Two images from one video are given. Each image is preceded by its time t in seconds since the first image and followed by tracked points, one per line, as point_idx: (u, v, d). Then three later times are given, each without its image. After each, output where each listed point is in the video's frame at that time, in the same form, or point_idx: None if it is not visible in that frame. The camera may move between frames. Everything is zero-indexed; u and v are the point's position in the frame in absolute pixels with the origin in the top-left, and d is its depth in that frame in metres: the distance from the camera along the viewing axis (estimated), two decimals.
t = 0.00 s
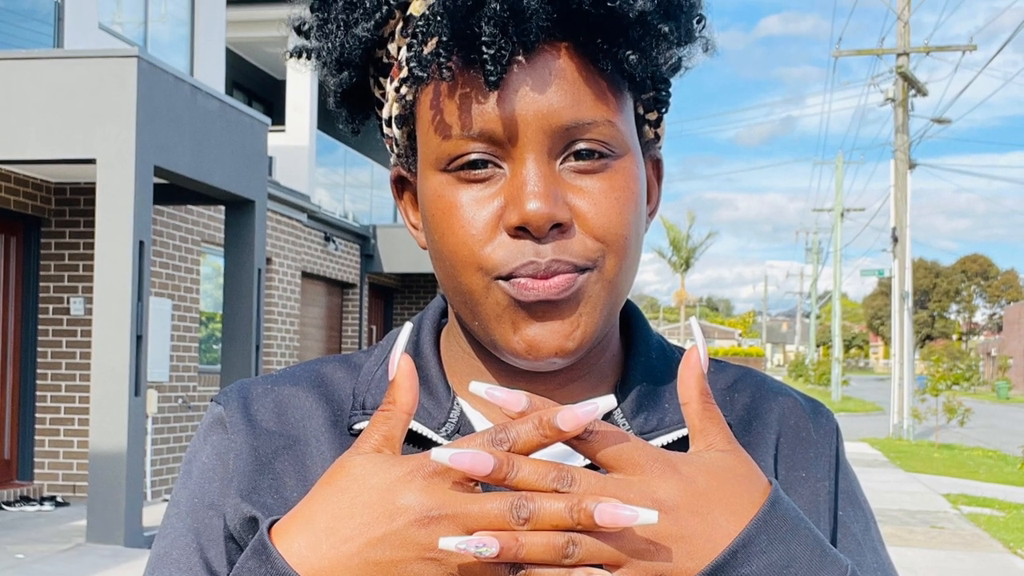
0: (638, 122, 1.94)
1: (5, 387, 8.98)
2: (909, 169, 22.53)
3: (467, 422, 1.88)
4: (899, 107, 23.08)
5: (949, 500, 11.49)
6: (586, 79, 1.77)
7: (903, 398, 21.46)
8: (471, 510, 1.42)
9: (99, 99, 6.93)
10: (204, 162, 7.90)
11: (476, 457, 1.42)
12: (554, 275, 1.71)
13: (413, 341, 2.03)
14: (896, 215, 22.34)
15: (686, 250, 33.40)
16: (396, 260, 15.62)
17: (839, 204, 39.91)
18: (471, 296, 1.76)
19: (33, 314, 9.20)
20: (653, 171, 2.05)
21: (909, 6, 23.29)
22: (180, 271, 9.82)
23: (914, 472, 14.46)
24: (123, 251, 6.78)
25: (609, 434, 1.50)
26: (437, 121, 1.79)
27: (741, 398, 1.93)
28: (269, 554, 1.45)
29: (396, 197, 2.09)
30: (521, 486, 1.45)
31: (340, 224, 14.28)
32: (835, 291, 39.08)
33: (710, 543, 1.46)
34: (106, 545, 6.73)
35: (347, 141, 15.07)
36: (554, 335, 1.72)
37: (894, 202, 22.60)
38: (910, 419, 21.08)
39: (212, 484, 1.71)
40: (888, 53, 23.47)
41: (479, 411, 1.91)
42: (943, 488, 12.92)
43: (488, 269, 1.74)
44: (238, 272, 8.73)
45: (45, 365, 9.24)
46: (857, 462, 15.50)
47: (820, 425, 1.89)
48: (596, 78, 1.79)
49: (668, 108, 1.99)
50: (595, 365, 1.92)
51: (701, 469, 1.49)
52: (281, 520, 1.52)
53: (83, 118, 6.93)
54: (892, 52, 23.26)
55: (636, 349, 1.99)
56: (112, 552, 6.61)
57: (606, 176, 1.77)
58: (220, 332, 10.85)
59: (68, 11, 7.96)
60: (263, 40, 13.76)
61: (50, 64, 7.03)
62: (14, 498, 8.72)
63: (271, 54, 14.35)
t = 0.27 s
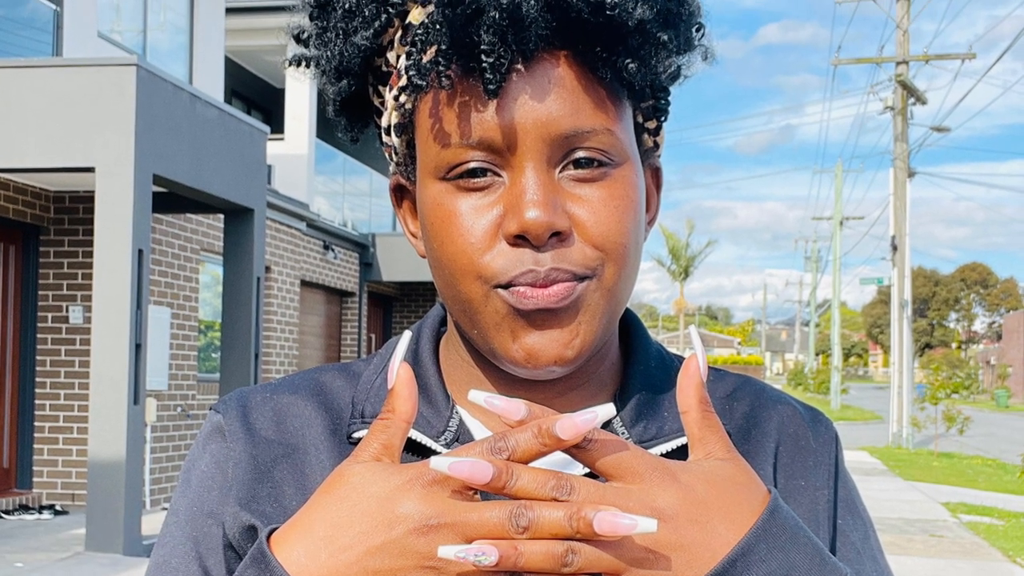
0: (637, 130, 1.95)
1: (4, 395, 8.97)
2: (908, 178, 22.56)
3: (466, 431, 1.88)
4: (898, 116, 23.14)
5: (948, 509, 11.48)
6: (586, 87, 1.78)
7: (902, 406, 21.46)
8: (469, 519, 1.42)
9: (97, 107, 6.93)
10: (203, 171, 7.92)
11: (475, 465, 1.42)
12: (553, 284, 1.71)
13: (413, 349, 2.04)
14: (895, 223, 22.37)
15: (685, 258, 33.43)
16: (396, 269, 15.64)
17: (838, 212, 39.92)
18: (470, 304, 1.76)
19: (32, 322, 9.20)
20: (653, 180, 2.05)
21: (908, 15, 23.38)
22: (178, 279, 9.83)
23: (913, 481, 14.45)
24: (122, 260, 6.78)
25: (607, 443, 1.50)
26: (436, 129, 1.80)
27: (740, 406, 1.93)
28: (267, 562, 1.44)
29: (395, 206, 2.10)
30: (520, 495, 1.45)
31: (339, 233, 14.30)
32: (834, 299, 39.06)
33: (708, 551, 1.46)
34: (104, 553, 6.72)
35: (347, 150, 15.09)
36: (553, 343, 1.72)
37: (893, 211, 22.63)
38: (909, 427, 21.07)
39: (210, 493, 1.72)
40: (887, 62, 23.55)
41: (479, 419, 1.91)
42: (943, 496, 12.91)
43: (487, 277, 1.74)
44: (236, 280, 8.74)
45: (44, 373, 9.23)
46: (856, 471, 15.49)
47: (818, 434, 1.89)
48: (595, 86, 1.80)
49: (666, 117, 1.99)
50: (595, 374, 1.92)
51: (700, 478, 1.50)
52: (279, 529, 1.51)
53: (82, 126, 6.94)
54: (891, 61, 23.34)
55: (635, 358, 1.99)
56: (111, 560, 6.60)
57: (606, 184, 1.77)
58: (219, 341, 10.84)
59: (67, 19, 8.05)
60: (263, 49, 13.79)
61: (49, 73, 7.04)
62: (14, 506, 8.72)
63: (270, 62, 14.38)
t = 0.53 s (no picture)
0: (636, 139, 1.95)
1: (3, 404, 8.96)
2: (907, 186, 22.58)
3: (465, 439, 1.88)
4: (898, 124, 23.19)
5: (947, 517, 11.46)
6: (584, 96, 1.79)
7: (902, 414, 21.43)
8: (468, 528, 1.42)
9: (96, 116, 6.94)
10: (202, 180, 7.93)
11: (475, 474, 1.42)
12: (552, 292, 1.72)
13: (412, 357, 2.04)
14: (894, 232, 22.39)
15: (685, 267, 33.45)
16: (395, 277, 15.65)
17: (837, 221, 39.94)
18: (469, 312, 1.77)
19: (31, 331, 9.20)
20: (652, 188, 2.06)
21: (907, 24, 23.45)
22: (177, 288, 9.83)
23: (912, 489, 14.43)
24: (121, 268, 6.78)
25: (607, 452, 1.49)
26: (435, 137, 1.80)
27: (740, 414, 1.94)
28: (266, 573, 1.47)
29: (394, 214, 2.10)
30: (519, 503, 1.44)
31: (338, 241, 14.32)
32: (834, 307, 39.00)
33: (708, 559, 1.46)
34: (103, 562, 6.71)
35: (346, 158, 15.11)
36: (552, 351, 1.73)
37: (892, 219, 22.65)
38: (908, 435, 21.04)
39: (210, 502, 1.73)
40: (886, 70, 23.60)
41: (477, 428, 1.91)
42: (942, 505, 12.89)
43: (486, 286, 1.74)
44: (236, 289, 8.75)
45: (43, 382, 9.23)
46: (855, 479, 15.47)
47: (818, 442, 1.89)
48: (594, 94, 1.80)
49: (665, 125, 2.00)
50: (594, 382, 1.92)
51: (700, 487, 1.50)
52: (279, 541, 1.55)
53: (81, 134, 6.94)
54: (891, 69, 23.40)
55: (634, 366, 2.00)
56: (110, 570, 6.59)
57: (605, 193, 1.78)
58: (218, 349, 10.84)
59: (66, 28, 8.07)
60: (262, 58, 13.82)
61: (48, 81, 7.05)
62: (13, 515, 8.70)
63: (269, 71, 14.41)
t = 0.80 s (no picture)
0: (635, 147, 1.96)
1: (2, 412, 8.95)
2: (906, 195, 22.61)
3: (465, 448, 1.88)
4: (897, 132, 23.24)
5: (947, 526, 11.45)
6: (584, 105, 1.79)
7: (901, 423, 21.42)
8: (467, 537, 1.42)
9: (95, 124, 6.95)
10: (201, 188, 7.94)
11: (474, 483, 1.43)
12: (551, 300, 1.72)
13: (411, 366, 2.04)
14: (894, 240, 22.41)
15: (684, 275, 33.44)
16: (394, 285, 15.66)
17: (836, 229, 39.97)
18: (468, 321, 1.77)
19: (30, 339, 9.19)
20: (651, 197, 2.06)
21: (906, 33, 23.54)
22: (176, 296, 9.84)
23: (911, 498, 14.42)
24: (120, 276, 6.78)
25: (606, 460, 1.49)
26: (434, 146, 1.81)
27: (739, 423, 1.94)
28: None
29: (392, 222, 2.10)
30: (519, 512, 1.44)
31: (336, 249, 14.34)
32: (833, 315, 38.98)
33: (708, 568, 1.46)
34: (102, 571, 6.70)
35: (345, 167, 15.12)
36: (551, 360, 1.73)
37: (891, 228, 22.67)
38: (908, 444, 21.03)
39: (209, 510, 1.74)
40: (885, 79, 23.66)
41: (477, 436, 1.91)
42: (941, 513, 12.88)
43: (485, 294, 1.75)
44: (235, 297, 8.77)
45: (42, 391, 9.21)
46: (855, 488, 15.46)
47: (817, 451, 1.90)
48: (592, 103, 1.81)
49: (664, 134, 2.00)
50: (593, 391, 1.92)
51: (698, 495, 1.50)
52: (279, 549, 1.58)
53: (80, 143, 6.95)
54: (890, 78, 23.46)
55: (634, 375, 2.00)
56: None
57: (604, 202, 1.78)
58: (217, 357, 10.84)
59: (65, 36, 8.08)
60: (262, 66, 13.85)
61: (47, 90, 7.05)
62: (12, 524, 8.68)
63: (268, 79, 14.43)
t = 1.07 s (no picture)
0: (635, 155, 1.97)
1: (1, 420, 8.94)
2: (906, 203, 22.64)
3: (463, 457, 1.88)
4: (896, 141, 23.29)
5: (946, 534, 11.44)
6: (583, 113, 1.80)
7: (900, 431, 21.41)
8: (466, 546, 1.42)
9: (94, 132, 6.96)
10: (200, 197, 7.95)
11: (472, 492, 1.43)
12: (550, 309, 1.72)
13: (410, 375, 2.04)
14: (893, 249, 22.43)
15: (683, 284, 33.43)
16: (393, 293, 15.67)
17: (836, 237, 39.97)
18: (467, 329, 1.77)
19: (29, 348, 9.19)
20: (650, 206, 2.06)
21: (906, 41, 23.60)
22: (175, 305, 9.83)
23: (911, 506, 14.41)
24: (118, 285, 6.77)
25: (606, 468, 1.49)
26: (433, 154, 1.81)
27: (738, 431, 1.94)
28: None
29: (391, 231, 2.11)
30: (517, 520, 1.44)
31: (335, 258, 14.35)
32: (832, 323, 38.97)
33: None
34: None
35: (344, 175, 15.14)
36: (550, 369, 1.73)
37: (891, 236, 22.69)
38: (907, 453, 21.01)
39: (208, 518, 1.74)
40: (885, 87, 23.71)
41: (475, 444, 1.91)
42: (941, 522, 12.86)
43: (484, 302, 1.75)
44: (235, 306, 8.76)
45: (41, 399, 9.20)
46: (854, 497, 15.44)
47: (816, 459, 1.90)
48: (592, 112, 1.81)
49: (663, 142, 2.01)
50: (592, 400, 1.92)
51: (698, 504, 1.49)
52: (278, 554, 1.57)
53: (79, 152, 6.95)
54: (889, 87, 23.51)
55: (633, 383, 2.00)
56: None
57: (603, 210, 1.78)
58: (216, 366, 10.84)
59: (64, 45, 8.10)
60: (261, 74, 13.87)
61: (46, 98, 7.06)
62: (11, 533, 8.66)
63: (267, 88, 14.46)
